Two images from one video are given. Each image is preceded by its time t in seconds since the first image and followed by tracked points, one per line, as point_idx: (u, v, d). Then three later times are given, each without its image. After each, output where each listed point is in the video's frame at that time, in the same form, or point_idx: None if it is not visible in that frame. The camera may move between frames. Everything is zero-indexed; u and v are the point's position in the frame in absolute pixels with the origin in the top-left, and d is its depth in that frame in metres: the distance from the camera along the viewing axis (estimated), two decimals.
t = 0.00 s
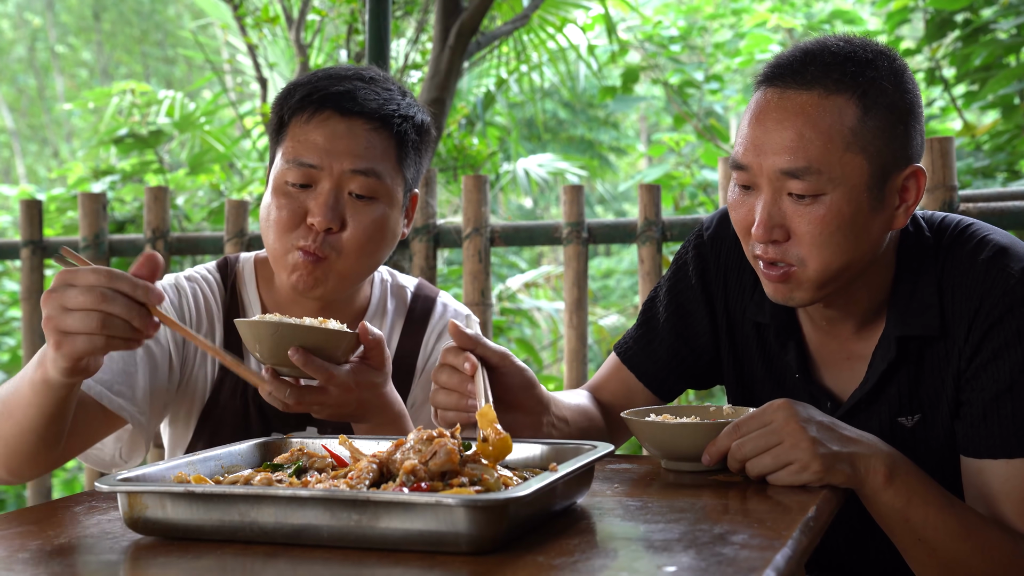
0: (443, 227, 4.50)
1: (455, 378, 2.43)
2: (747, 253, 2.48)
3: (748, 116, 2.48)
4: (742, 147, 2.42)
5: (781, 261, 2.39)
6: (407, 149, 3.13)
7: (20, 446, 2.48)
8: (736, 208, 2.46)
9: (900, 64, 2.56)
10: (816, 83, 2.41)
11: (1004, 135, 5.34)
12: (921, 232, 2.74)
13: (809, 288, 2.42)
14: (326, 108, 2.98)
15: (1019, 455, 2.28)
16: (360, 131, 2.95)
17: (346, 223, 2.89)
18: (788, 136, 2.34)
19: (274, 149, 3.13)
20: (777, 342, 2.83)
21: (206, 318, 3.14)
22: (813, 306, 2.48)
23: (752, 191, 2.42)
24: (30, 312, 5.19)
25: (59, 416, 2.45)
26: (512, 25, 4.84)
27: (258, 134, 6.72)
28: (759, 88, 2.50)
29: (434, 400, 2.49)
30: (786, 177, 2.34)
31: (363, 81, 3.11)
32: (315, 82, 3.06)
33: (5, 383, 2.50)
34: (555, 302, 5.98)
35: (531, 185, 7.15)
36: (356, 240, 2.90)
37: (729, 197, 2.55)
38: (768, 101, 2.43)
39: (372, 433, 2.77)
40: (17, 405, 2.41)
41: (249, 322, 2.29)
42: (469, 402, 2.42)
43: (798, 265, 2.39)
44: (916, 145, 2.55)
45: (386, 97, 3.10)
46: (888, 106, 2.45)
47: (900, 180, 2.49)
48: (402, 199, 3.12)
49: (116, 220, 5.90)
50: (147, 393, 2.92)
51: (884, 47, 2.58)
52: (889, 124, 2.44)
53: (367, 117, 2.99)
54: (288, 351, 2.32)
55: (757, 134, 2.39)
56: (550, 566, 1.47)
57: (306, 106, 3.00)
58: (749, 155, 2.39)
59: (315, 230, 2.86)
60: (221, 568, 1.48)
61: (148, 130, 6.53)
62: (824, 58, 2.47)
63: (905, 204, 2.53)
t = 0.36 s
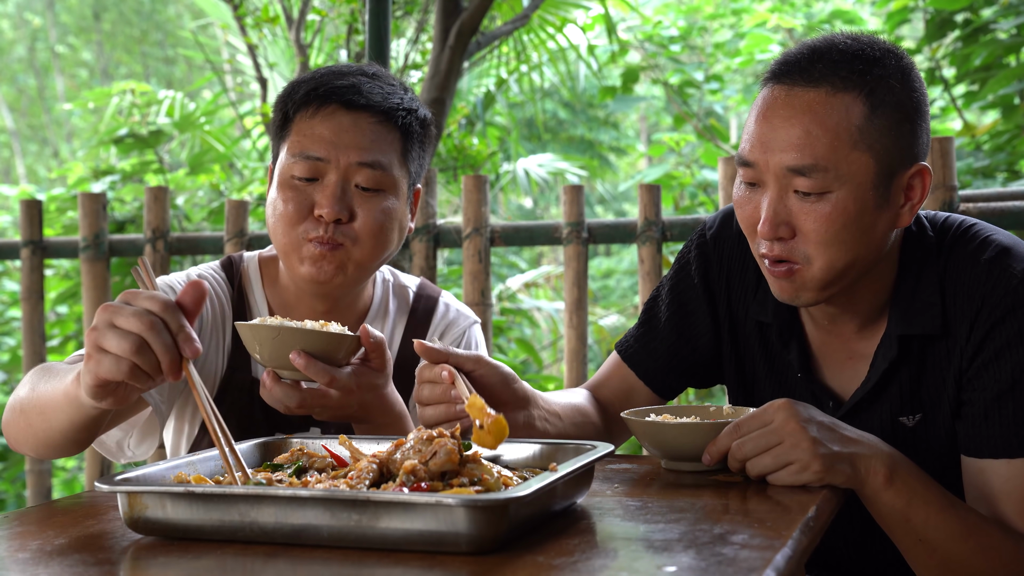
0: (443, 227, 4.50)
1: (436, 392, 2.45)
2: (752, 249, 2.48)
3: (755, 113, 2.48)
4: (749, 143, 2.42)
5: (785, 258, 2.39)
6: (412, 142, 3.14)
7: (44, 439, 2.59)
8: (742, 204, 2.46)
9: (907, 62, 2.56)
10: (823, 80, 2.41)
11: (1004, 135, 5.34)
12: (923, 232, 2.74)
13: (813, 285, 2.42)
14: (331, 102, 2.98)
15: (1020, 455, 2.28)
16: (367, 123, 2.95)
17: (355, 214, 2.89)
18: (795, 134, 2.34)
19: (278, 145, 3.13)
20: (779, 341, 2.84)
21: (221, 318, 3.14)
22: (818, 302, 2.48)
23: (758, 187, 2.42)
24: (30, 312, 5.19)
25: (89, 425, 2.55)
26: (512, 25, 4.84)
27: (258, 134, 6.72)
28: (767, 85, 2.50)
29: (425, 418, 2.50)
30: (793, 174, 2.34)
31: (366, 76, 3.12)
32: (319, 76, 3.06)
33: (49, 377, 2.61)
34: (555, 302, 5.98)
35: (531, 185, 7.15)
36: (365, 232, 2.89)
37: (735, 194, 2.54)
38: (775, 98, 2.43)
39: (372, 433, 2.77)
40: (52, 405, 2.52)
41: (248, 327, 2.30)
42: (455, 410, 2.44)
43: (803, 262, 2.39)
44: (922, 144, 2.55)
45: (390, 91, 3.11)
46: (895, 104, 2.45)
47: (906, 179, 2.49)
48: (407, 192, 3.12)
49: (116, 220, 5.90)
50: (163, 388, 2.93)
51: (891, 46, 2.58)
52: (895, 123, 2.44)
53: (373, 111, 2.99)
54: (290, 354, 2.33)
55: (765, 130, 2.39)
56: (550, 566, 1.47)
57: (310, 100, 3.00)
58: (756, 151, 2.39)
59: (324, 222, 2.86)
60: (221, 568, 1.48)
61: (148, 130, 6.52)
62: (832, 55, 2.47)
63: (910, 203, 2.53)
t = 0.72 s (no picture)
0: (443, 227, 4.50)
1: (540, 343, 2.40)
2: (749, 261, 2.48)
3: (756, 127, 2.46)
4: (749, 158, 2.41)
5: (782, 274, 2.40)
6: (412, 139, 3.14)
7: (38, 427, 2.58)
8: (740, 217, 2.46)
9: (911, 77, 2.54)
10: (826, 98, 2.39)
11: (1004, 135, 5.34)
12: (920, 235, 2.74)
13: (808, 300, 2.43)
14: (332, 99, 2.98)
15: (1019, 455, 2.28)
16: (367, 121, 2.96)
17: (355, 210, 2.89)
18: (796, 152, 2.33)
19: (278, 143, 3.13)
20: (772, 352, 2.84)
21: (217, 315, 3.14)
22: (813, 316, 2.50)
23: (757, 202, 2.41)
24: (30, 312, 5.19)
25: (86, 409, 2.57)
26: (512, 25, 4.84)
27: (258, 134, 6.72)
28: (769, 98, 2.48)
29: (525, 373, 2.42)
30: (792, 192, 2.34)
31: (366, 74, 3.12)
32: (320, 74, 3.07)
33: (42, 366, 2.62)
34: (555, 302, 5.98)
35: (531, 185, 7.15)
36: (366, 230, 2.89)
37: (734, 206, 2.54)
38: (777, 113, 2.41)
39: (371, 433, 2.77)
40: (48, 390, 2.53)
41: (248, 328, 2.30)
42: (563, 356, 2.41)
43: (800, 278, 2.39)
44: (923, 160, 2.55)
45: (390, 89, 3.11)
46: (898, 122, 2.44)
47: (906, 196, 2.49)
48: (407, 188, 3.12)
49: (116, 220, 5.90)
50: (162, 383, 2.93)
51: (896, 58, 2.56)
52: (897, 141, 2.43)
53: (374, 108, 2.99)
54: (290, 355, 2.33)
55: (765, 146, 2.38)
56: (550, 566, 1.47)
57: (311, 97, 3.00)
58: (756, 167, 2.38)
59: (325, 218, 2.86)
60: (221, 568, 1.48)
61: (148, 130, 6.52)
62: (836, 70, 2.45)
63: (909, 219, 2.54)
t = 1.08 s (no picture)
0: (443, 227, 4.50)
1: (591, 367, 2.50)
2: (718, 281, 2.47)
3: (729, 150, 2.43)
4: (722, 181, 2.38)
5: (750, 299, 2.39)
6: (409, 135, 3.14)
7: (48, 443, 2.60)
8: (710, 237, 2.44)
9: (891, 107, 2.52)
10: (802, 127, 2.35)
11: (1004, 135, 5.34)
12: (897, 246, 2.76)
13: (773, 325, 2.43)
14: (329, 97, 2.98)
15: (1009, 458, 2.29)
16: (364, 118, 2.96)
17: (355, 207, 2.89)
18: (768, 181, 2.29)
19: (275, 144, 3.14)
20: (748, 374, 2.86)
21: (218, 317, 3.14)
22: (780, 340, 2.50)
23: (727, 226, 2.38)
24: (31, 312, 5.19)
25: (98, 426, 2.57)
26: (512, 25, 4.84)
27: (258, 134, 6.72)
28: (745, 120, 2.44)
29: (581, 396, 2.52)
30: (762, 221, 2.31)
31: (362, 72, 3.13)
32: (316, 73, 3.07)
33: (51, 382, 2.61)
34: (555, 302, 5.98)
35: (531, 185, 7.14)
36: (365, 229, 2.90)
37: (705, 225, 2.52)
38: (751, 137, 2.37)
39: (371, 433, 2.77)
40: (59, 410, 2.53)
41: (248, 329, 2.30)
42: (613, 374, 2.51)
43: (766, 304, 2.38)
44: (899, 191, 2.54)
45: (387, 86, 3.11)
46: (873, 155, 2.42)
47: (878, 228, 2.49)
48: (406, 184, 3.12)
49: (116, 220, 5.90)
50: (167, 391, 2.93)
51: (876, 86, 2.54)
52: (872, 174, 2.41)
53: (370, 105, 2.99)
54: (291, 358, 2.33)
55: (737, 171, 2.35)
56: (550, 566, 1.47)
57: (308, 95, 3.00)
58: (728, 191, 2.35)
59: (325, 216, 2.86)
60: (221, 568, 1.48)
61: (148, 130, 6.52)
62: (815, 97, 2.41)
63: (882, 250, 2.54)
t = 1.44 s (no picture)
0: (443, 227, 4.50)
1: (596, 374, 2.51)
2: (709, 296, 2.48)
3: (710, 168, 2.43)
4: (704, 200, 2.38)
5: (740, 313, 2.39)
6: (415, 137, 3.14)
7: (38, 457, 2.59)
8: (698, 255, 2.44)
9: (869, 115, 2.51)
10: (779, 142, 2.34)
11: (1004, 135, 5.34)
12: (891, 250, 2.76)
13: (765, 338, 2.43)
14: (336, 97, 2.98)
15: (1009, 458, 2.29)
16: (371, 118, 2.96)
17: (360, 207, 2.89)
18: (748, 198, 2.29)
19: (280, 145, 3.14)
20: (744, 382, 2.88)
21: (217, 320, 3.14)
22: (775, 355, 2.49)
23: (713, 243, 2.38)
24: (31, 312, 5.19)
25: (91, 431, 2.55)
26: (512, 25, 4.84)
27: (258, 134, 6.72)
28: (725, 139, 2.44)
29: (587, 404, 2.53)
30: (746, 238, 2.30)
31: (369, 72, 3.13)
32: (323, 73, 3.07)
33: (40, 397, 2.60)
34: (555, 302, 5.98)
35: (531, 185, 7.14)
36: (372, 230, 2.90)
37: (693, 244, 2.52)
38: (730, 156, 2.37)
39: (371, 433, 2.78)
40: (46, 427, 2.53)
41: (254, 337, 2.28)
42: (615, 382, 2.54)
43: (757, 318, 2.38)
44: (884, 198, 2.51)
45: (393, 87, 3.11)
46: (855, 164, 2.40)
47: (865, 237, 2.47)
48: (410, 185, 3.12)
49: (116, 220, 5.91)
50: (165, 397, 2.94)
51: (854, 96, 2.53)
52: (855, 183, 2.40)
53: (377, 105, 2.99)
54: (300, 366, 2.32)
55: (718, 190, 2.34)
56: (550, 566, 1.47)
57: (315, 95, 3.00)
58: (710, 211, 2.35)
59: (330, 215, 2.85)
60: (221, 568, 1.48)
61: (148, 130, 6.53)
62: (791, 112, 2.40)
63: (871, 257, 2.52)
